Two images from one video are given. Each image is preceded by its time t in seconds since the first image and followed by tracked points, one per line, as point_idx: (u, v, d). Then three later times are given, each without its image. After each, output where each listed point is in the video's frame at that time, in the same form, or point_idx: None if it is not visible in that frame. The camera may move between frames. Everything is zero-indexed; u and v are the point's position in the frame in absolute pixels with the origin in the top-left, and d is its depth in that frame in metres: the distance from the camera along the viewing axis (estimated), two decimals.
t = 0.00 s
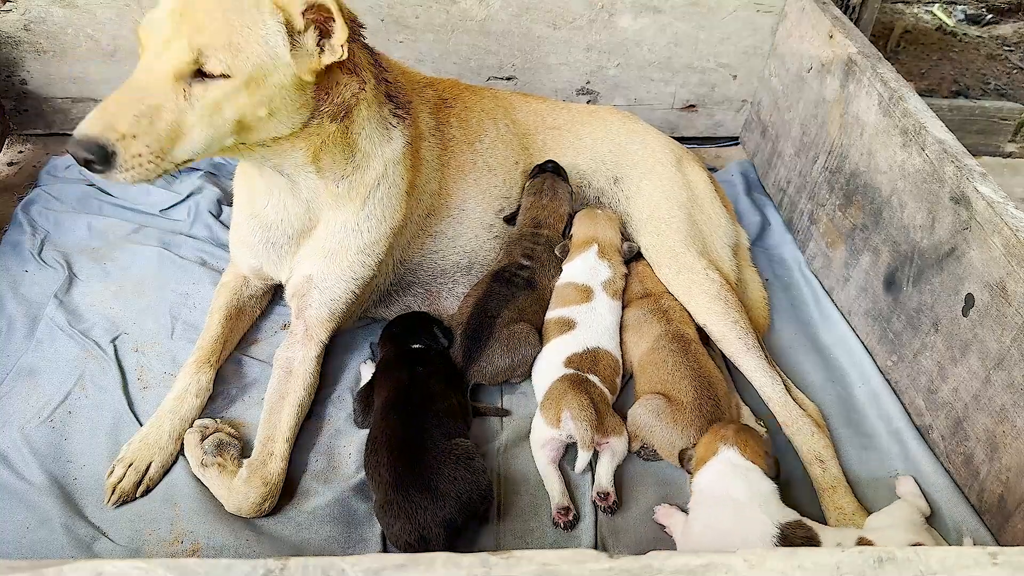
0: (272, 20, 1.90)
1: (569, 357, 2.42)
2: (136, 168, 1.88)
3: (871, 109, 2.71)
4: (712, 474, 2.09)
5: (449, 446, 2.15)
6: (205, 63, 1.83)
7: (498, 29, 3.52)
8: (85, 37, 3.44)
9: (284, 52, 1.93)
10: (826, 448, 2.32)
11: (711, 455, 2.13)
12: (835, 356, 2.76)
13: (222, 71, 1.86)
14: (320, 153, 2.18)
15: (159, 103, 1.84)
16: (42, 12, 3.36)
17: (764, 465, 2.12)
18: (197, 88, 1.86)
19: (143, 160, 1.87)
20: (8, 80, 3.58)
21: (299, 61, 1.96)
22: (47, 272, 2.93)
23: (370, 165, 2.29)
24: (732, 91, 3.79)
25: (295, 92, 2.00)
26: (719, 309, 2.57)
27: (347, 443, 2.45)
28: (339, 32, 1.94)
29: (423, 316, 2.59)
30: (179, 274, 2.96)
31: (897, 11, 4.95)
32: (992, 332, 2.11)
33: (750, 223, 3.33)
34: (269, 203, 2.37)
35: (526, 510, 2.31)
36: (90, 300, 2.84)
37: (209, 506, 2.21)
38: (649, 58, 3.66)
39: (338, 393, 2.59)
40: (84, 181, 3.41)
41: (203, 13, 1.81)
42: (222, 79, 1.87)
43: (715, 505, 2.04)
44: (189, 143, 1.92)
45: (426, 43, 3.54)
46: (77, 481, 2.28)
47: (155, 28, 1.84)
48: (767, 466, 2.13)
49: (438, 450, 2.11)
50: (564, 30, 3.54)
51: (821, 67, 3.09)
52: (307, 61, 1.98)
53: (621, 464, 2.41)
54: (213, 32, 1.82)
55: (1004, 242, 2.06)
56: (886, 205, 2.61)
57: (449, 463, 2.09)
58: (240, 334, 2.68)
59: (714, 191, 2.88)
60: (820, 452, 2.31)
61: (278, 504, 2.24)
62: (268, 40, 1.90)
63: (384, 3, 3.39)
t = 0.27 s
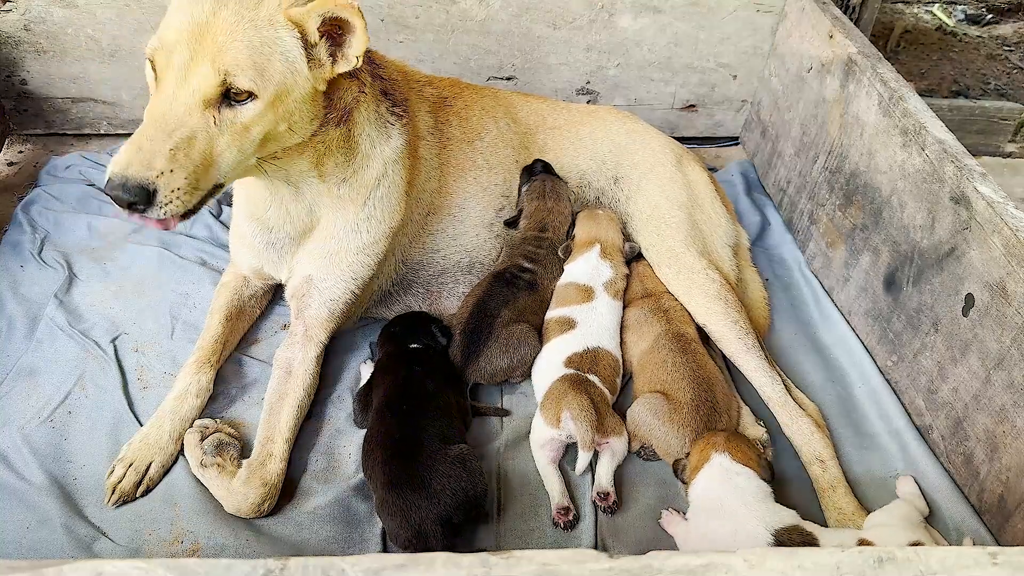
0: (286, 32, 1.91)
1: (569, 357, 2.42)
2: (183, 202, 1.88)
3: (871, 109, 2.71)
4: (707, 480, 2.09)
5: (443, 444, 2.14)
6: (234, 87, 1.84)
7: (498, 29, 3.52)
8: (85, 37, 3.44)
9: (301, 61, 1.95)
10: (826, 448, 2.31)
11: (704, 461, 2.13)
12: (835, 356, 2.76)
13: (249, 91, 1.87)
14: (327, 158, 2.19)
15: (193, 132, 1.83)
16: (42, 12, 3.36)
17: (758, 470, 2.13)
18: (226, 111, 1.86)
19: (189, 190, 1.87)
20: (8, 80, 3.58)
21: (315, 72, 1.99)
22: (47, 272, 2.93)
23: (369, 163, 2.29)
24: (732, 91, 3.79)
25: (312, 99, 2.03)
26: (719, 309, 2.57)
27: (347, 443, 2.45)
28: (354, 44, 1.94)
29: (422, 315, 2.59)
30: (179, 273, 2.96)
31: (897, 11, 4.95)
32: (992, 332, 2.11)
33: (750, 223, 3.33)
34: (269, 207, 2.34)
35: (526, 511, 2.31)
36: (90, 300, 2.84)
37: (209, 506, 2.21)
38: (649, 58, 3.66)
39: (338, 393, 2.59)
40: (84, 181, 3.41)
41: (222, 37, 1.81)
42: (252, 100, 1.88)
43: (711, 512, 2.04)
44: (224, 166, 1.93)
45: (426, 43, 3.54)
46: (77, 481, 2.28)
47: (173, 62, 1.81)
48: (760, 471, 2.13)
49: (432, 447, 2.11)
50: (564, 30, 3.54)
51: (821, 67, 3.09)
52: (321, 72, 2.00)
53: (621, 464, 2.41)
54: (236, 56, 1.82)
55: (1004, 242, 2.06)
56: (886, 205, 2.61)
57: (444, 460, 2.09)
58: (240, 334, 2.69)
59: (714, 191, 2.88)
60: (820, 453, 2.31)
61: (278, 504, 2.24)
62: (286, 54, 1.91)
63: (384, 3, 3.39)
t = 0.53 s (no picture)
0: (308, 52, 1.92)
1: (569, 357, 2.42)
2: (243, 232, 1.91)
3: (871, 109, 2.71)
4: (728, 474, 2.09)
5: (434, 442, 2.14)
6: (274, 116, 1.85)
7: (498, 29, 3.52)
8: (85, 37, 3.44)
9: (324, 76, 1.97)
10: (825, 448, 2.31)
11: (724, 456, 2.12)
12: (835, 356, 2.76)
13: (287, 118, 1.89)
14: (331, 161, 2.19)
15: (239, 164, 1.84)
16: (42, 12, 3.36)
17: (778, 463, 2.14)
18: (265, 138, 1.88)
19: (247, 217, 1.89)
20: (8, 80, 3.58)
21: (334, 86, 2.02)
22: (47, 272, 2.93)
23: (366, 163, 2.30)
24: (732, 91, 3.79)
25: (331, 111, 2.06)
26: (719, 309, 2.57)
27: (347, 443, 2.45)
28: (373, 56, 1.98)
29: (421, 316, 2.59)
30: (179, 274, 2.96)
31: (897, 11, 4.95)
32: (992, 332, 2.11)
33: (750, 223, 3.33)
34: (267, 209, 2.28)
35: (526, 511, 2.31)
36: (90, 300, 2.84)
37: (209, 506, 2.21)
38: (649, 58, 3.66)
39: (338, 393, 2.59)
40: (84, 181, 3.40)
41: (254, 65, 1.79)
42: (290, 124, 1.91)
43: (732, 506, 2.05)
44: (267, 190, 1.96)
45: (426, 43, 3.54)
46: (77, 481, 2.28)
47: (206, 99, 1.77)
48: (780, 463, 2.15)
49: (426, 446, 2.11)
50: (564, 30, 3.54)
51: (821, 67, 3.09)
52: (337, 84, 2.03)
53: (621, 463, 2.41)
54: (269, 84, 1.82)
55: (1004, 242, 2.06)
56: (886, 205, 2.61)
57: (434, 458, 2.08)
58: (240, 334, 2.68)
59: (714, 191, 2.88)
60: (820, 453, 2.31)
61: (278, 504, 2.24)
62: (312, 74, 1.93)
63: (384, 3, 3.39)
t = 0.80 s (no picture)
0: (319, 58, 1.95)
1: (569, 357, 2.43)
2: (276, 242, 1.95)
3: (871, 109, 2.71)
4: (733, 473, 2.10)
5: (453, 442, 2.15)
6: (298, 126, 1.89)
7: (498, 29, 3.52)
8: (85, 37, 3.44)
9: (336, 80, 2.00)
10: (825, 448, 2.31)
11: (730, 451, 2.13)
12: (835, 356, 2.76)
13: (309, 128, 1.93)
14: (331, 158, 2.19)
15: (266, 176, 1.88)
16: (42, 12, 3.36)
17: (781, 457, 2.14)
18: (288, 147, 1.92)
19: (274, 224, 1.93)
20: (8, 80, 3.58)
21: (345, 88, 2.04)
22: (47, 272, 2.93)
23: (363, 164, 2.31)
24: (732, 91, 3.79)
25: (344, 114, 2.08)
26: (719, 309, 2.57)
27: (347, 443, 2.45)
28: (383, 59, 2.03)
29: (422, 317, 2.58)
30: (179, 274, 2.96)
31: (897, 11, 4.95)
32: (992, 332, 2.11)
33: (750, 223, 3.33)
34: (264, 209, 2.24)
35: (526, 511, 2.31)
36: (90, 300, 2.84)
37: (209, 506, 2.21)
38: (648, 58, 3.66)
39: (338, 393, 2.59)
40: (84, 181, 3.40)
41: (275, 77, 1.82)
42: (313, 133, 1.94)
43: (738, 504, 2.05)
44: (292, 197, 2.00)
45: (426, 43, 3.54)
46: (77, 481, 2.28)
47: (231, 113, 1.80)
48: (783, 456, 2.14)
49: (442, 447, 2.11)
50: (564, 30, 3.54)
51: (821, 67, 3.09)
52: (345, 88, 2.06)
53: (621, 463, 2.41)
54: (291, 94, 1.85)
55: (1004, 242, 2.06)
56: (886, 205, 2.61)
57: (454, 459, 2.09)
58: (239, 334, 2.68)
59: (714, 191, 2.88)
60: (820, 453, 2.31)
61: (277, 503, 2.24)
62: (327, 80, 1.96)
63: (383, 3, 3.39)
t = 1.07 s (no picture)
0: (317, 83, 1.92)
1: (569, 357, 2.43)
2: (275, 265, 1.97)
3: (871, 109, 2.71)
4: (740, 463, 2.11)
5: (450, 447, 2.14)
6: (292, 154, 1.87)
7: (498, 29, 3.52)
8: (85, 37, 3.44)
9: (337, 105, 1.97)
10: (825, 448, 2.31)
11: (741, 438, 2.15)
12: (835, 356, 2.76)
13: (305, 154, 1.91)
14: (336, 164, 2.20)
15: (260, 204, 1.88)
16: (42, 12, 3.36)
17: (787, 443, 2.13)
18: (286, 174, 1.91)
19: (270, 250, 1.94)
20: (8, 80, 3.58)
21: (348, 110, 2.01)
22: (47, 272, 2.93)
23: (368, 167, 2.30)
24: (732, 91, 3.79)
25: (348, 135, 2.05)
26: (718, 309, 2.57)
27: (347, 443, 2.45)
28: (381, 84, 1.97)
29: (420, 317, 2.59)
30: (179, 274, 2.96)
31: (897, 11, 4.95)
32: (992, 332, 2.11)
33: (750, 223, 3.33)
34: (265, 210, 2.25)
35: (526, 510, 2.31)
36: (90, 300, 2.84)
37: (209, 506, 2.21)
38: (649, 58, 3.66)
39: (338, 393, 2.60)
40: (84, 181, 3.40)
41: (270, 107, 1.80)
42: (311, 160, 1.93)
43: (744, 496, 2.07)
44: (289, 220, 2.00)
45: (426, 43, 3.54)
46: (78, 481, 2.28)
47: (225, 142, 1.80)
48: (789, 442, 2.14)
49: (438, 448, 2.11)
50: (564, 30, 3.54)
51: (821, 67, 3.09)
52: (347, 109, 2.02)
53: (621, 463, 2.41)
54: (286, 124, 1.83)
55: (1004, 242, 2.06)
56: (886, 205, 2.62)
57: (449, 462, 2.08)
58: (239, 334, 2.68)
59: (714, 191, 2.88)
60: (820, 452, 2.31)
61: (278, 503, 2.24)
62: (326, 106, 1.93)
63: (384, 3, 3.39)
